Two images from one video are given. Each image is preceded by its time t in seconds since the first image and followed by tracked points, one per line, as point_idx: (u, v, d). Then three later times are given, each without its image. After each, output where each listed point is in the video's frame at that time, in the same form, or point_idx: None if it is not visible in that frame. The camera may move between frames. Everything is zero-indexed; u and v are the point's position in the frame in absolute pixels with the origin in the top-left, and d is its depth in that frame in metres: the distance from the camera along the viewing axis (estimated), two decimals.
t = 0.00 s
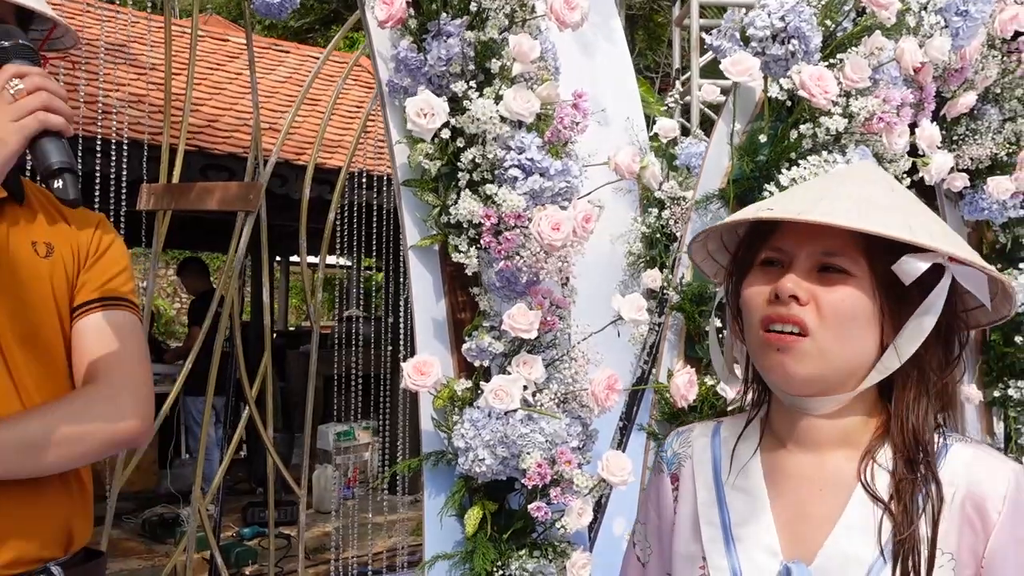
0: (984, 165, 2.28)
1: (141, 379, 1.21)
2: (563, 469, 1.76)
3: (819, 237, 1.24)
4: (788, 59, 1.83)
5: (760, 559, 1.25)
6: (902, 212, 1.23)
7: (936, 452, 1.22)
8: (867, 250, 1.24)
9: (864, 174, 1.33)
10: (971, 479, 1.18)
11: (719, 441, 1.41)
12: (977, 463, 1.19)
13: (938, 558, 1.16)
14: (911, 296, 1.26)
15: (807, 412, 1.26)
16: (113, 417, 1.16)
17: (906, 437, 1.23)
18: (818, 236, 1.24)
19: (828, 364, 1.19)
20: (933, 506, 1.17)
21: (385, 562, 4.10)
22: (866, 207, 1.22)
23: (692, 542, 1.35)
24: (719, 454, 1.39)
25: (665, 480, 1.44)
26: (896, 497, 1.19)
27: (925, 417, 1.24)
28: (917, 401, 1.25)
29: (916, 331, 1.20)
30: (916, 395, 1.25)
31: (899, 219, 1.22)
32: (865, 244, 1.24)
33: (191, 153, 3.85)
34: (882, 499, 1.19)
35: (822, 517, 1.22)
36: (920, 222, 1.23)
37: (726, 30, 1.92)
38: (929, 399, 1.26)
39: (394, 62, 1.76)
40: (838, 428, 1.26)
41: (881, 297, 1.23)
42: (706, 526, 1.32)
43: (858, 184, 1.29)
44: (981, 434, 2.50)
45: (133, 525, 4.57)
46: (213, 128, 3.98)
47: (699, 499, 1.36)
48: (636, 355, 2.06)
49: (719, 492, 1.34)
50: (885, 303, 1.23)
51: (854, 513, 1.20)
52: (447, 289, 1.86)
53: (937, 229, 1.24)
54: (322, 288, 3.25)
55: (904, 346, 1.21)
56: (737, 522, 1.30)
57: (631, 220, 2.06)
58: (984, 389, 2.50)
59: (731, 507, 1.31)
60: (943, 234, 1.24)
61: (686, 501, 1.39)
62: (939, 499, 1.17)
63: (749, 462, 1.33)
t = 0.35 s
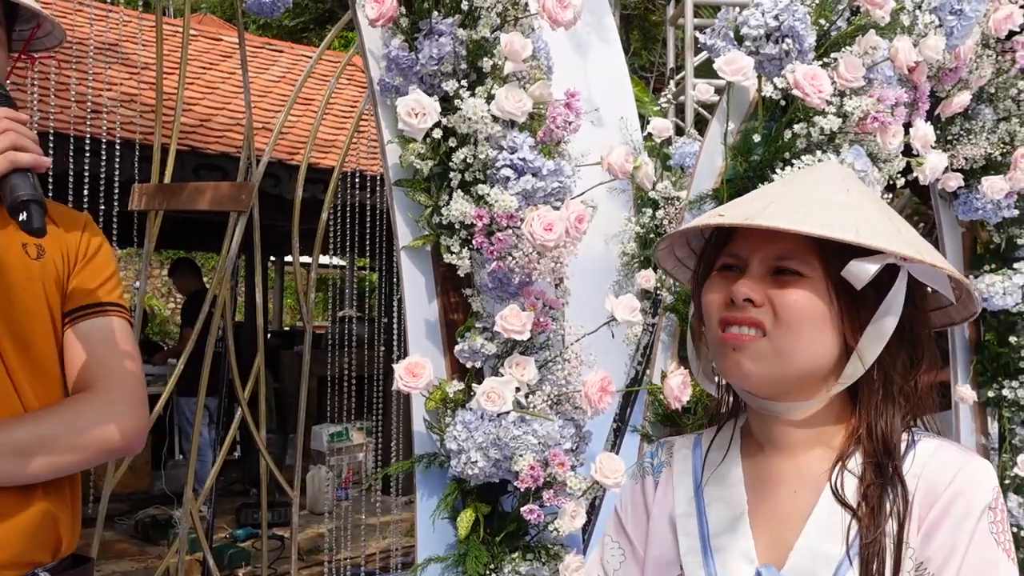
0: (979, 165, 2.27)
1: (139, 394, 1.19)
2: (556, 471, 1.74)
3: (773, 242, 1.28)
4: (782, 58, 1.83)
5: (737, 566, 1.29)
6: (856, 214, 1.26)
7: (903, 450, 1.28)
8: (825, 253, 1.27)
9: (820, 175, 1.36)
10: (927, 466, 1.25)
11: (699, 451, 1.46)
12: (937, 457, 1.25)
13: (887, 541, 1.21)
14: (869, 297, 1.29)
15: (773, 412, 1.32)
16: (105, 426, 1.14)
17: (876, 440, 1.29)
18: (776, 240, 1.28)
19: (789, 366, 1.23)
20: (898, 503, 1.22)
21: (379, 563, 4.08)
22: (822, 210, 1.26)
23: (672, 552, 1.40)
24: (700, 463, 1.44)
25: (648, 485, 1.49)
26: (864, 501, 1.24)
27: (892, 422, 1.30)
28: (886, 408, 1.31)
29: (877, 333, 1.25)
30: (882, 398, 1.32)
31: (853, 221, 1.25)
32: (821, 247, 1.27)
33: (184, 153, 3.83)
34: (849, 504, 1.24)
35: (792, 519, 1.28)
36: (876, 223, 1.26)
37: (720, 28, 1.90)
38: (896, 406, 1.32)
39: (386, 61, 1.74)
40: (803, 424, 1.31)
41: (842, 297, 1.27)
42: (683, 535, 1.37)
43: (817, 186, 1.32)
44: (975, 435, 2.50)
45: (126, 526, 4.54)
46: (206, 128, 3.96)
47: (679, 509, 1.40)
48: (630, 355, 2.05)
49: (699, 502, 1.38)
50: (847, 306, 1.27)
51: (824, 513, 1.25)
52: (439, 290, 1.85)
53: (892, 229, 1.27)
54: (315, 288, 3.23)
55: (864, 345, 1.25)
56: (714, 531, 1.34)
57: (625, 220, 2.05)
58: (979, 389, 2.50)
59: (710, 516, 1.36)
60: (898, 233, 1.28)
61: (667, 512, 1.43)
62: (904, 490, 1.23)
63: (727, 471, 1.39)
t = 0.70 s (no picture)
0: (973, 166, 2.27)
1: (130, 397, 1.19)
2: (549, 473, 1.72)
3: (706, 192, 1.17)
4: (777, 59, 1.83)
5: (695, 513, 1.15)
6: (784, 152, 1.14)
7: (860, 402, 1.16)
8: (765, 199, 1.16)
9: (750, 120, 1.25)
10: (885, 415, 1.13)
11: (656, 392, 1.28)
12: (895, 404, 1.14)
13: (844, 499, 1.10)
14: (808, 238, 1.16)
15: (719, 368, 1.19)
16: (96, 432, 1.14)
17: (833, 387, 1.17)
18: (705, 189, 1.16)
19: (727, 319, 1.10)
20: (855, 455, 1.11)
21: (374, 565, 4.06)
22: (753, 152, 1.14)
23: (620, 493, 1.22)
24: (657, 404, 1.26)
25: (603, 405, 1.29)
26: (823, 446, 1.12)
27: (839, 362, 1.18)
28: (835, 348, 1.18)
29: (814, 277, 1.12)
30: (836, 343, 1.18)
31: (786, 160, 1.13)
32: (755, 192, 1.16)
33: (176, 152, 3.81)
34: (808, 450, 1.13)
35: (750, 469, 1.15)
36: (807, 159, 1.14)
37: (714, 29, 1.90)
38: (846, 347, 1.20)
39: (378, 61, 1.73)
40: (749, 385, 1.18)
41: (777, 240, 1.14)
42: (637, 476, 1.20)
43: (745, 131, 1.20)
44: (969, 435, 2.51)
45: (119, 527, 4.51)
46: (199, 128, 3.93)
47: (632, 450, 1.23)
48: (625, 356, 2.04)
49: (655, 441, 1.22)
50: (788, 245, 1.15)
51: (785, 463, 1.13)
52: (433, 291, 1.84)
53: (830, 167, 1.15)
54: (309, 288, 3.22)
55: (801, 291, 1.13)
56: (670, 474, 1.19)
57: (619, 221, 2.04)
58: (972, 389, 2.50)
59: (667, 459, 1.20)
60: (834, 170, 1.16)
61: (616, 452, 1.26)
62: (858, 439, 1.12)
63: (686, 414, 1.22)
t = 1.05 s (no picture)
0: (963, 165, 2.29)
1: (120, 378, 1.18)
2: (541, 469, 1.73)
3: (726, 149, 1.13)
4: (768, 58, 1.84)
5: (680, 495, 1.07)
6: (809, 120, 1.11)
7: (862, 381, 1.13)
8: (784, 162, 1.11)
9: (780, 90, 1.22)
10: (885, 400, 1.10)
11: (621, 371, 1.20)
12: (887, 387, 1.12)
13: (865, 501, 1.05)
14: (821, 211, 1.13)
15: (715, 337, 1.13)
16: (88, 424, 1.14)
17: (833, 374, 1.12)
18: (725, 148, 1.13)
19: (730, 277, 1.05)
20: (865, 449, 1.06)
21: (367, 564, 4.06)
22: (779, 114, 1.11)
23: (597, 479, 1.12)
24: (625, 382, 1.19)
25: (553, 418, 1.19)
26: (829, 442, 1.06)
27: (845, 352, 1.15)
28: (841, 336, 1.16)
29: (823, 251, 1.09)
30: (838, 333, 1.16)
31: (811, 127, 1.10)
32: (774, 154, 1.12)
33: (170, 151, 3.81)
34: (814, 440, 1.07)
35: (741, 446, 1.09)
36: (831, 130, 1.11)
37: (706, 28, 1.91)
38: (853, 341, 1.17)
39: (371, 59, 1.74)
40: (741, 356, 1.13)
41: (792, 209, 1.10)
42: (614, 460, 1.11)
43: (773, 92, 1.16)
44: (960, 433, 2.52)
45: (112, 526, 4.51)
46: (193, 126, 3.93)
47: (605, 433, 1.14)
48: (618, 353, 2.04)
49: (628, 424, 1.13)
50: (798, 215, 1.11)
51: (781, 442, 1.07)
52: (426, 288, 1.84)
53: (852, 141, 1.13)
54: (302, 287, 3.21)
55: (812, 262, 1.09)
56: (648, 457, 1.10)
57: (613, 220, 2.04)
58: (964, 388, 2.51)
59: (643, 441, 1.11)
60: (857, 144, 1.13)
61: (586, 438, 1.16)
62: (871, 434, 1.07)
63: (663, 388, 1.15)
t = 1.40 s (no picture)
0: (957, 165, 2.31)
1: (111, 372, 1.16)
2: (538, 468, 1.74)
3: (708, 140, 1.11)
4: (762, 58, 1.85)
5: (635, 485, 1.12)
6: (793, 116, 1.08)
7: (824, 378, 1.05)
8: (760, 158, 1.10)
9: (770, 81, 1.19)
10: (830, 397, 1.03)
11: (616, 363, 1.29)
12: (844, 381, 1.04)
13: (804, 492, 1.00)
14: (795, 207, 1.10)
15: (690, 330, 1.13)
16: (85, 421, 1.14)
17: (797, 363, 1.07)
18: (708, 141, 1.11)
19: (701, 271, 1.05)
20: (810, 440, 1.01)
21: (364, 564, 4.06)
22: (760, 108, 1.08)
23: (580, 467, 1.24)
24: (614, 371, 1.27)
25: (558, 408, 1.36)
26: (777, 424, 1.03)
27: (818, 342, 1.09)
28: (816, 325, 1.10)
29: (797, 247, 1.06)
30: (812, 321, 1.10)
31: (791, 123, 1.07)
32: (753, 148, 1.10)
33: (166, 151, 3.81)
34: (760, 423, 1.04)
35: (696, 437, 1.10)
36: (815, 126, 1.08)
37: (701, 29, 1.92)
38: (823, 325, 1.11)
39: (367, 59, 1.74)
40: (718, 348, 1.11)
41: (768, 204, 1.08)
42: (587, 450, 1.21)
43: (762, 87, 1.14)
44: (955, 432, 2.53)
45: (108, 526, 4.50)
46: (188, 126, 3.93)
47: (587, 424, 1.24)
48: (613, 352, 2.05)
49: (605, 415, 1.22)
50: (774, 210, 1.08)
51: (731, 431, 1.06)
52: (422, 288, 1.85)
53: (839, 138, 1.09)
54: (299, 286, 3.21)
55: (784, 260, 1.06)
56: (617, 446, 1.18)
57: (608, 219, 2.05)
58: (957, 387, 2.52)
59: (614, 430, 1.19)
60: (844, 139, 1.09)
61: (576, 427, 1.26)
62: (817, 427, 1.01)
63: (634, 381, 1.21)
